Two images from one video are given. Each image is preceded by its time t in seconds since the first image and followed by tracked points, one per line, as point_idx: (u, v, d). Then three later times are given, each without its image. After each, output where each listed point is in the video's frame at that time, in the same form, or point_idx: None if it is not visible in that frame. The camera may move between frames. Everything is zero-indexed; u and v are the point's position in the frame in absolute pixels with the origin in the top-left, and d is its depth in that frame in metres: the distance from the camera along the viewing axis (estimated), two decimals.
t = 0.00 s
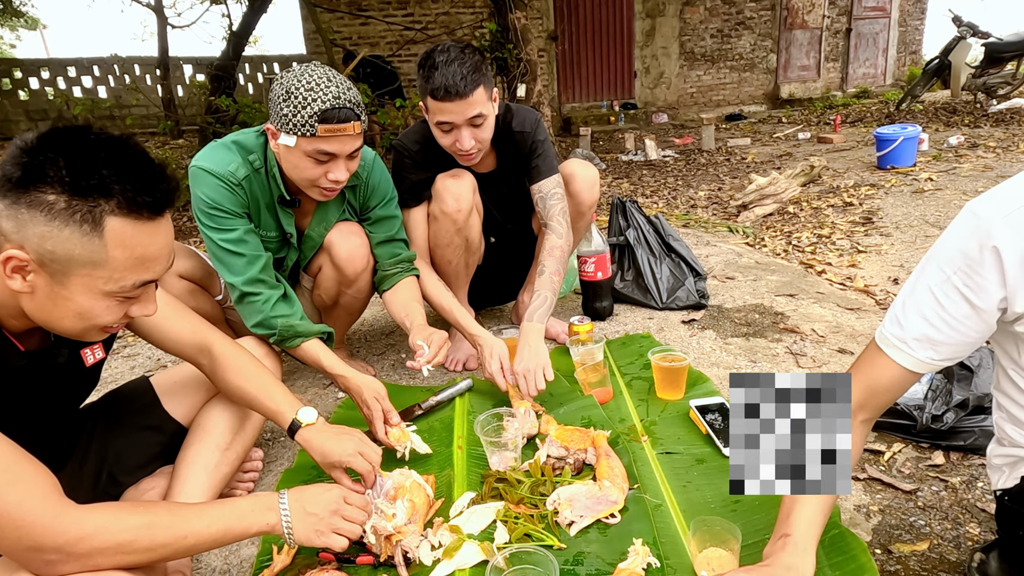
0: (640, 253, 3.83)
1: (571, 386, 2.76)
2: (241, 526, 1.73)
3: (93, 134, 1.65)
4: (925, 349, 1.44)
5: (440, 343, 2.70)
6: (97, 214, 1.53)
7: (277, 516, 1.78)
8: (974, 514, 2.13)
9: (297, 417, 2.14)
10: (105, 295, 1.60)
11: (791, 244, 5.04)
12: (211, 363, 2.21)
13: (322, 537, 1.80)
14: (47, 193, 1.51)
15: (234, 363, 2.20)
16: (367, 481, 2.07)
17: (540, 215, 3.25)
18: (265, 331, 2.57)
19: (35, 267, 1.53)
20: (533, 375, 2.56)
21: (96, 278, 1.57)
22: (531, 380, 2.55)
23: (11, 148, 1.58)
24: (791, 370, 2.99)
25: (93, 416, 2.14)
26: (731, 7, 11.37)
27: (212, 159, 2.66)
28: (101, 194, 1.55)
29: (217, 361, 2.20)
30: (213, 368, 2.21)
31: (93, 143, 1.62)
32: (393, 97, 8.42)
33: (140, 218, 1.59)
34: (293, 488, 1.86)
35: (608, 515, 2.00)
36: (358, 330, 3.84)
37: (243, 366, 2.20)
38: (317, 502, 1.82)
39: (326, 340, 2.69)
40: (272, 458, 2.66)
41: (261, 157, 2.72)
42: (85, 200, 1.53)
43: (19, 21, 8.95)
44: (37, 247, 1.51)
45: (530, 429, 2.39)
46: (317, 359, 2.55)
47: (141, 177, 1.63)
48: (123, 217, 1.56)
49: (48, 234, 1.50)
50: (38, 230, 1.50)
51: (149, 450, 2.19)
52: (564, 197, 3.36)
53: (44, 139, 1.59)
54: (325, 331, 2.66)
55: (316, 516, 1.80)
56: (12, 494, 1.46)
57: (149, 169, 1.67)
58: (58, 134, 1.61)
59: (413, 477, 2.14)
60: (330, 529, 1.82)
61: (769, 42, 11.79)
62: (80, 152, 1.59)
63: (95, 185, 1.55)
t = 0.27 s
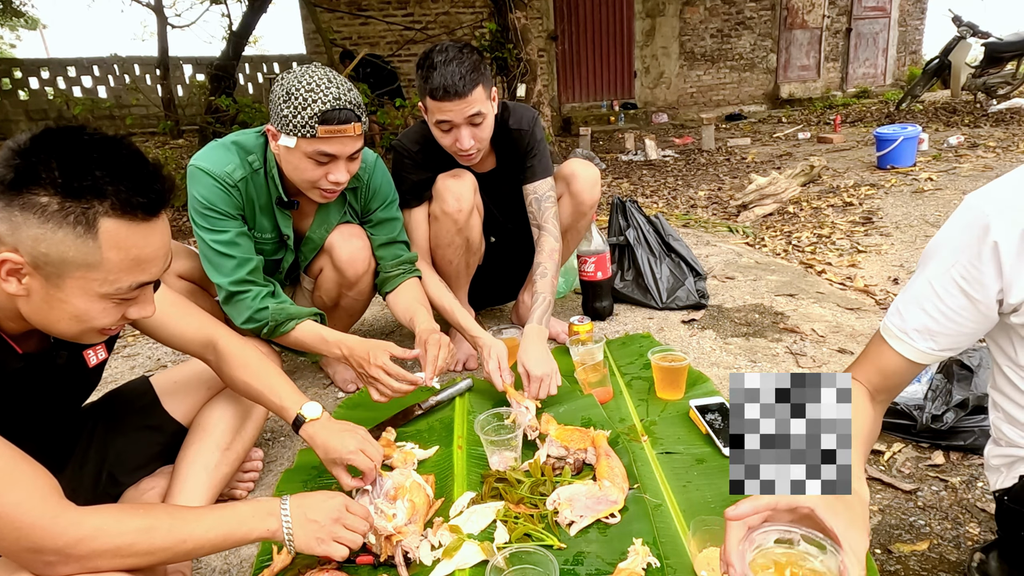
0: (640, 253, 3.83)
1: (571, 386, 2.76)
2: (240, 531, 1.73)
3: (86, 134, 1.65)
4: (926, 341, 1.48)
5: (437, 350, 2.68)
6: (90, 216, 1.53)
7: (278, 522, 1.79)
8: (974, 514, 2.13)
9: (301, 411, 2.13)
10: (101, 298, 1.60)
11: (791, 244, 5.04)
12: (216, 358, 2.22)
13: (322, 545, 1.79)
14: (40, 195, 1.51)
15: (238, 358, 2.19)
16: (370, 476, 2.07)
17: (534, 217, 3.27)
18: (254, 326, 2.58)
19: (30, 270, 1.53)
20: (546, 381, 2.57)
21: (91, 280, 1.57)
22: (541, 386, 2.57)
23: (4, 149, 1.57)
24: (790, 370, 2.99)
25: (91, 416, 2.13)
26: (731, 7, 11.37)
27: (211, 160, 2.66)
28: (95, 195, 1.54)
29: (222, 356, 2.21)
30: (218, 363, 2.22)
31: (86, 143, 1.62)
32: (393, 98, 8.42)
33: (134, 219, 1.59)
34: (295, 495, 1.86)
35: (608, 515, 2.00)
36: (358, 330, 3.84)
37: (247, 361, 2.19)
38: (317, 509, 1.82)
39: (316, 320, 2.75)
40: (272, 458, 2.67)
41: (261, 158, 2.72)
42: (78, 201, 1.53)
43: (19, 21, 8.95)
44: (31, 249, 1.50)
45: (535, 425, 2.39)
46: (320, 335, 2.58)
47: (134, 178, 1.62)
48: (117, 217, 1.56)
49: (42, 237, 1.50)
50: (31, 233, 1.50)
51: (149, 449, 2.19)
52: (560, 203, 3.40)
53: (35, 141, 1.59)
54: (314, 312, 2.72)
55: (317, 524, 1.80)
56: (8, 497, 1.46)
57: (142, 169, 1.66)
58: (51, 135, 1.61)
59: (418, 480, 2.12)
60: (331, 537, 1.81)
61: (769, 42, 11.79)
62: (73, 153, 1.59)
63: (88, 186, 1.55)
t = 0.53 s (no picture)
0: (640, 253, 3.83)
1: (570, 386, 2.76)
2: (248, 535, 1.73)
3: (88, 135, 1.64)
4: (922, 305, 1.49)
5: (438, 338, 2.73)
6: (93, 217, 1.53)
7: (284, 527, 1.79)
8: (975, 514, 2.13)
9: (336, 379, 2.18)
10: (104, 299, 1.60)
11: (791, 244, 5.04)
12: (237, 346, 2.21)
13: (327, 551, 1.80)
14: (43, 196, 1.50)
15: (260, 342, 2.20)
16: (409, 439, 2.11)
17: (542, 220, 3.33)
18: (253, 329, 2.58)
19: (34, 271, 1.52)
20: (540, 367, 2.63)
21: (94, 281, 1.57)
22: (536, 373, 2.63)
23: (5, 151, 1.56)
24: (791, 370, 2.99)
25: (93, 419, 2.10)
26: (731, 7, 11.37)
27: (210, 164, 2.65)
28: (97, 197, 1.54)
29: (243, 342, 2.21)
30: (240, 351, 2.21)
31: (88, 144, 1.62)
32: (393, 98, 8.42)
33: (137, 220, 1.59)
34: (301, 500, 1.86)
35: (608, 515, 2.00)
36: (358, 330, 3.84)
37: (269, 343, 2.21)
38: (323, 514, 1.82)
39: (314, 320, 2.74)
40: (272, 458, 2.66)
41: (261, 162, 2.72)
42: (82, 203, 1.53)
43: (19, 21, 8.95)
44: (34, 251, 1.50)
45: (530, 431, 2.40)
46: (311, 337, 2.59)
47: (137, 179, 1.62)
48: (120, 219, 1.56)
49: (45, 239, 1.50)
50: (34, 235, 1.49)
51: (148, 449, 2.19)
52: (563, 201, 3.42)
53: (37, 142, 1.58)
54: (313, 312, 2.71)
55: (323, 529, 1.80)
56: (19, 498, 1.45)
57: (144, 170, 1.66)
58: (52, 136, 1.60)
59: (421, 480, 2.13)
60: (336, 543, 1.82)
61: (769, 42, 11.79)
62: (74, 154, 1.58)
63: (90, 187, 1.54)
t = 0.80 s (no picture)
0: (639, 253, 3.83)
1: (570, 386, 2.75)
2: (252, 538, 1.73)
3: (89, 138, 1.64)
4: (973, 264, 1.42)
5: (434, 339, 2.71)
6: (93, 222, 1.53)
7: (287, 529, 1.79)
8: (974, 514, 2.13)
9: (323, 402, 2.11)
10: (104, 303, 1.60)
11: (791, 244, 5.04)
12: (234, 352, 2.20)
13: (330, 552, 1.82)
14: (44, 201, 1.50)
15: (256, 350, 2.18)
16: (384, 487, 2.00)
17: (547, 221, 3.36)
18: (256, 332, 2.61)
19: (34, 276, 1.53)
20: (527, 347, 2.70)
21: (94, 285, 1.57)
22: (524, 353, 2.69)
23: (6, 154, 1.56)
24: (790, 370, 2.99)
25: (95, 422, 2.10)
26: (731, 7, 11.37)
27: (211, 166, 2.65)
28: (97, 201, 1.54)
29: (240, 348, 2.19)
30: (237, 356, 2.20)
31: (89, 148, 1.61)
32: (393, 98, 8.42)
33: (137, 224, 1.58)
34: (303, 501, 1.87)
35: (608, 515, 2.00)
36: (358, 330, 3.84)
37: (264, 351, 2.18)
38: (325, 516, 1.83)
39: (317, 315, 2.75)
40: (272, 458, 2.67)
41: (262, 164, 2.72)
42: (82, 207, 1.52)
43: (19, 21, 8.95)
44: (34, 255, 1.50)
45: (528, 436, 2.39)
46: (310, 337, 2.62)
47: (137, 183, 1.62)
48: (120, 223, 1.56)
49: (45, 242, 1.50)
50: (34, 238, 1.49)
51: (146, 450, 2.19)
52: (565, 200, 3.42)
53: (38, 146, 1.58)
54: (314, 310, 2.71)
55: (327, 532, 1.82)
56: (26, 498, 1.45)
57: (144, 174, 1.66)
58: (54, 139, 1.60)
59: (422, 480, 2.13)
60: (337, 544, 1.84)
61: (769, 42, 11.79)
62: (75, 158, 1.58)
63: (90, 191, 1.54)
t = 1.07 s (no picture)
0: (640, 253, 3.83)
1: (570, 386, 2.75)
2: (249, 538, 1.73)
3: (91, 141, 1.64)
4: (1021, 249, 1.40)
5: (441, 346, 2.66)
6: (95, 225, 1.53)
7: (286, 527, 1.79)
8: (974, 514, 2.13)
9: (317, 424, 2.09)
10: (104, 306, 1.60)
11: (791, 244, 5.04)
12: (229, 366, 2.19)
13: (329, 554, 1.82)
14: (46, 204, 1.51)
15: (252, 367, 2.16)
16: (386, 496, 1.99)
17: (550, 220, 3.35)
18: (259, 335, 2.62)
19: (35, 279, 1.53)
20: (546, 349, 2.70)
21: (95, 289, 1.57)
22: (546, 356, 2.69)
23: (8, 156, 1.56)
24: (791, 370, 2.99)
25: (95, 424, 2.10)
26: (731, 7, 11.37)
27: (213, 169, 2.66)
28: (100, 204, 1.54)
29: (235, 364, 2.18)
30: (231, 371, 2.19)
31: (92, 151, 1.61)
32: (393, 98, 8.43)
33: (139, 228, 1.58)
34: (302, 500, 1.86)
35: (608, 515, 2.00)
36: (358, 330, 3.84)
37: (261, 369, 2.17)
38: (326, 518, 1.82)
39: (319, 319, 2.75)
40: (272, 458, 2.67)
41: (264, 166, 2.72)
42: (83, 211, 1.52)
43: (19, 21, 8.95)
44: (35, 257, 1.50)
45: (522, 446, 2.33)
46: (312, 342, 2.60)
47: (140, 186, 1.62)
48: (122, 227, 1.56)
49: (45, 245, 1.50)
50: (35, 241, 1.50)
51: (145, 451, 2.18)
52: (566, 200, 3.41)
53: (41, 149, 1.58)
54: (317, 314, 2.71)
55: (326, 533, 1.81)
56: (23, 498, 1.45)
57: (147, 177, 1.66)
58: (56, 143, 1.60)
59: (423, 481, 2.13)
60: (336, 546, 1.83)
61: (769, 42, 11.79)
62: (78, 161, 1.58)
63: (93, 195, 1.54)
